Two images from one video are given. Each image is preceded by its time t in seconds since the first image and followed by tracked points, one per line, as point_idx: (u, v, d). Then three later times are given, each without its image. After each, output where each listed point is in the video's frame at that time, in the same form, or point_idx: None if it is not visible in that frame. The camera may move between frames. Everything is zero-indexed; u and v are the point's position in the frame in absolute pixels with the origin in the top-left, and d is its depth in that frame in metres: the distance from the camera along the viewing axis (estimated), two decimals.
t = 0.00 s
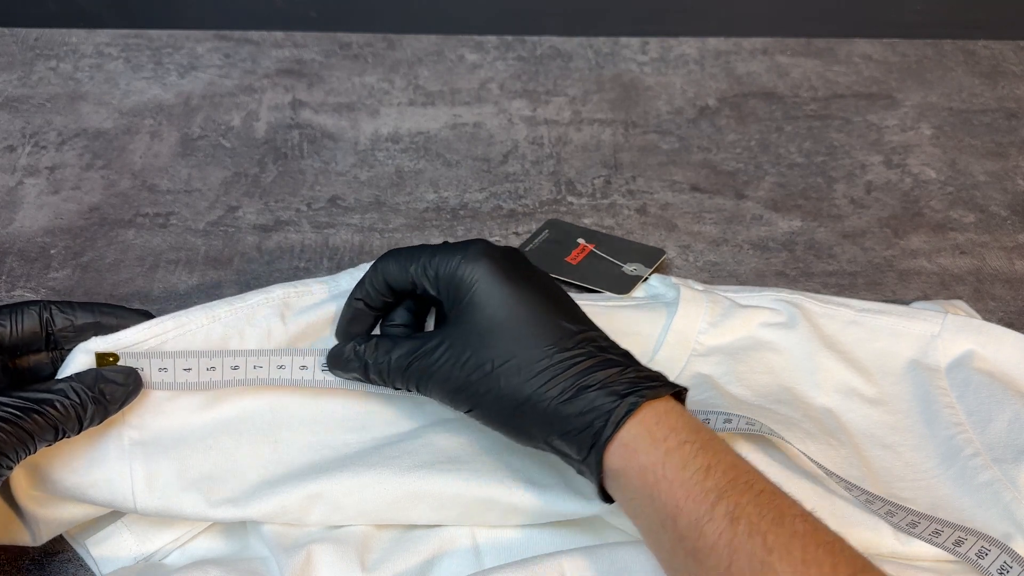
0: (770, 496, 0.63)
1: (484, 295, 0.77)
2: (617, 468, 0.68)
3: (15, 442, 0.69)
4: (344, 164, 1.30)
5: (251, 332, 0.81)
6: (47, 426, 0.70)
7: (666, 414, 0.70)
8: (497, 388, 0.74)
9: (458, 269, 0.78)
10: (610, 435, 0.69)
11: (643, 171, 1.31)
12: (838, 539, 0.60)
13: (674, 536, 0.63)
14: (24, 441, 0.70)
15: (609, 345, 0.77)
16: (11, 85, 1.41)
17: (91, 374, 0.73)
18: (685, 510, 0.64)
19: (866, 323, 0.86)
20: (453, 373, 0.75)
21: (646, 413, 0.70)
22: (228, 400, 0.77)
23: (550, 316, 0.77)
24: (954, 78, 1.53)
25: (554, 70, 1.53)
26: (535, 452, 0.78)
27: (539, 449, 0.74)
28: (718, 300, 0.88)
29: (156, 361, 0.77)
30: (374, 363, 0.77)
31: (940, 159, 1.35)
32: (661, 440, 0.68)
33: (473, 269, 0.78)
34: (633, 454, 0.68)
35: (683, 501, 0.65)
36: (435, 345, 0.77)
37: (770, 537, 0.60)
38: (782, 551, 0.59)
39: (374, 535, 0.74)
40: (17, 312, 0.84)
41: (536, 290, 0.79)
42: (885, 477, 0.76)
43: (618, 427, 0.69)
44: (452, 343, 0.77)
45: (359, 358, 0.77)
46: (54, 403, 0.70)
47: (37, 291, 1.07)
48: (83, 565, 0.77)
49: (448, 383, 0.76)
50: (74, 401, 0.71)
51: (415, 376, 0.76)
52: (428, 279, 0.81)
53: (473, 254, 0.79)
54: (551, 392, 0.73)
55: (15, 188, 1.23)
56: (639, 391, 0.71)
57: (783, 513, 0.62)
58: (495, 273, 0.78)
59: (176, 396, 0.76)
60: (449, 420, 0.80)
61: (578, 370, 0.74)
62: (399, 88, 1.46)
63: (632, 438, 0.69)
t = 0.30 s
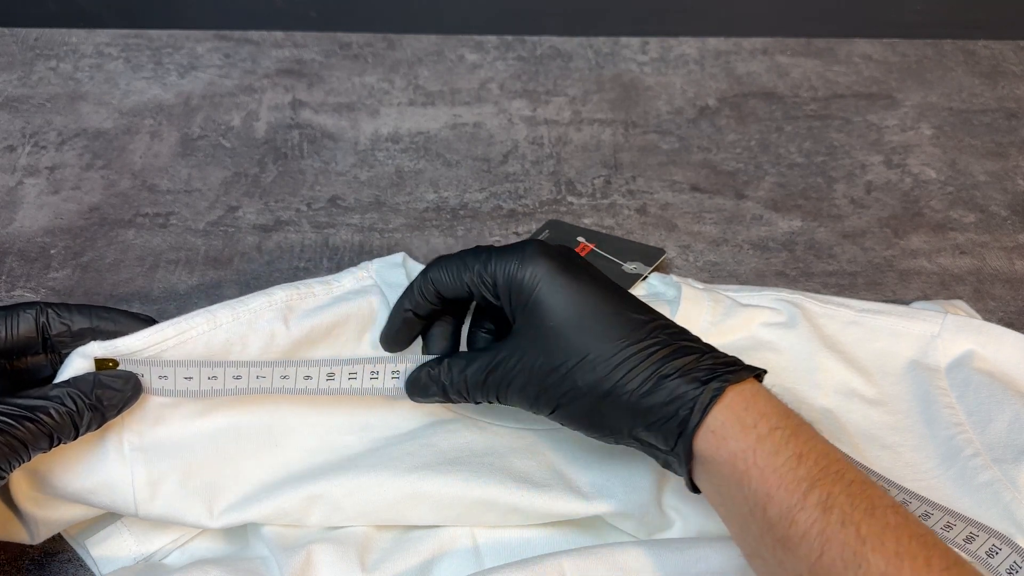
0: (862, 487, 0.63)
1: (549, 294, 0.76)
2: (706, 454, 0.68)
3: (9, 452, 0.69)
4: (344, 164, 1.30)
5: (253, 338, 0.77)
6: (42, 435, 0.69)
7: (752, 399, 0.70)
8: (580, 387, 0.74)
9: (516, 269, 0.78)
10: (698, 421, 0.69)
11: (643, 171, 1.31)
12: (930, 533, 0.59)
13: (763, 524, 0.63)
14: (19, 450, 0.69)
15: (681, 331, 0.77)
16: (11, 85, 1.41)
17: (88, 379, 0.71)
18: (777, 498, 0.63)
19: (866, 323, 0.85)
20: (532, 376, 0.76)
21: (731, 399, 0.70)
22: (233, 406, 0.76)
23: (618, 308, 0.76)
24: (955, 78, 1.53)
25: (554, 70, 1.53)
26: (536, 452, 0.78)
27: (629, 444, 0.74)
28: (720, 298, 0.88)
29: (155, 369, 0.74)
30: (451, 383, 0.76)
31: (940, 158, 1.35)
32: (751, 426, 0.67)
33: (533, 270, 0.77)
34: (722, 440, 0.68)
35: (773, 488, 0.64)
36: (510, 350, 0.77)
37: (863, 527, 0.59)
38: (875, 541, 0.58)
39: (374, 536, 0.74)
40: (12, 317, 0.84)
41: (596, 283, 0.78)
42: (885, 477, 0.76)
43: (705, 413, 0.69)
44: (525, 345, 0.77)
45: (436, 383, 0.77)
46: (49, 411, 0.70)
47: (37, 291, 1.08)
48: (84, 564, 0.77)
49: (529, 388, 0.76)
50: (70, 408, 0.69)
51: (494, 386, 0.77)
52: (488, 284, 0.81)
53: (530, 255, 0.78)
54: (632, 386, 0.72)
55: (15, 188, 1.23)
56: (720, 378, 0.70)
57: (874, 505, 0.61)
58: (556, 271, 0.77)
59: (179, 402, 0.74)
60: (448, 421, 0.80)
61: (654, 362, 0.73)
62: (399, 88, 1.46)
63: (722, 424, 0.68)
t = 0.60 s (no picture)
0: (967, 522, 0.61)
1: (630, 328, 0.74)
2: (805, 486, 0.65)
3: None
4: (344, 164, 1.30)
5: (244, 348, 0.72)
6: (25, 447, 0.64)
7: (851, 426, 0.66)
8: (668, 418, 0.72)
9: (597, 300, 0.75)
10: (794, 454, 0.66)
11: (643, 171, 1.31)
12: None
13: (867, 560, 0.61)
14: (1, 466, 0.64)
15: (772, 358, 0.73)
16: (11, 85, 1.41)
17: (72, 389, 0.66)
18: (884, 533, 0.61)
19: (863, 324, 0.85)
20: (618, 407, 0.73)
21: (829, 430, 0.67)
22: (228, 413, 0.72)
23: (705, 338, 0.73)
24: (955, 78, 1.53)
25: (554, 70, 1.53)
26: (532, 459, 0.77)
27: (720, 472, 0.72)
28: (719, 298, 0.87)
29: (141, 380, 0.69)
30: (537, 403, 0.75)
31: (940, 158, 1.35)
32: (853, 459, 0.64)
33: (614, 303, 0.75)
34: (824, 474, 0.65)
35: (877, 523, 0.62)
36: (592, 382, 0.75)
37: (975, 567, 0.58)
38: None
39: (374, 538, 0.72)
40: None
41: (676, 311, 0.75)
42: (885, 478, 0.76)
43: (802, 445, 0.66)
44: (612, 374, 0.74)
45: (522, 399, 0.76)
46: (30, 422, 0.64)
47: (37, 291, 1.07)
48: (82, 565, 0.76)
49: (614, 418, 0.74)
50: (52, 420, 0.64)
51: (579, 414, 0.75)
52: (570, 324, 0.78)
53: (608, 290, 0.76)
54: (727, 416, 0.69)
55: (14, 188, 1.22)
56: (817, 406, 0.67)
57: (981, 543, 0.60)
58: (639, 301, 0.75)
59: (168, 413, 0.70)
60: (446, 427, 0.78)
61: (746, 392, 0.70)
62: (399, 88, 1.46)
63: (825, 457, 0.65)
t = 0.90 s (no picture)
0: None
1: (732, 345, 0.68)
2: (909, 517, 0.61)
3: None
4: (344, 164, 1.30)
5: (247, 367, 0.63)
6: (11, 472, 0.61)
7: (962, 458, 0.62)
8: (768, 439, 0.67)
9: (700, 315, 0.70)
10: (900, 484, 0.61)
11: (643, 171, 1.31)
12: None
13: None
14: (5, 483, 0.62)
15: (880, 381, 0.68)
16: (11, 85, 1.41)
17: (66, 409, 0.61)
18: (993, 570, 0.58)
19: (861, 325, 0.83)
20: (714, 425, 0.69)
21: (938, 463, 0.62)
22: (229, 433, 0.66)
23: (813, 355, 0.67)
24: (955, 78, 1.53)
25: (554, 70, 1.53)
26: (535, 464, 0.73)
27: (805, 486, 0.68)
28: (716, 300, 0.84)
29: (141, 404, 0.62)
30: (630, 407, 0.72)
31: (940, 159, 1.35)
32: (965, 492, 0.60)
33: (717, 317, 0.70)
34: (931, 506, 0.60)
35: (988, 561, 0.58)
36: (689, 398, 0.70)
37: None
38: None
39: (372, 537, 0.70)
40: None
41: (784, 328, 0.69)
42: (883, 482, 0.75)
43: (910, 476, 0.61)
44: (710, 392, 0.69)
45: (615, 401, 0.72)
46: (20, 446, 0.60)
47: (37, 291, 1.07)
48: (83, 565, 0.76)
49: (710, 435, 0.69)
50: (42, 444, 0.60)
51: (675, 422, 0.71)
52: (668, 334, 0.74)
53: (712, 304, 0.70)
54: (834, 440, 0.64)
55: (15, 188, 1.22)
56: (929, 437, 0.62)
57: None
58: (743, 316, 0.69)
59: (168, 437, 0.64)
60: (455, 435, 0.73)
61: (856, 416, 0.65)
62: (398, 88, 1.46)
63: (933, 488, 0.61)
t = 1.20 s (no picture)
0: None
1: (750, 366, 0.67)
2: (926, 544, 0.60)
3: None
4: (344, 164, 1.30)
5: (254, 394, 0.60)
6: (4, 498, 0.58)
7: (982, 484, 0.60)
8: (782, 464, 0.65)
9: (718, 335, 0.69)
10: (919, 512, 0.59)
11: (643, 171, 1.31)
12: None
13: None
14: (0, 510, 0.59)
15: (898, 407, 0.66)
16: (11, 85, 1.41)
17: (67, 433, 0.58)
18: None
19: (858, 327, 0.83)
20: (728, 446, 0.67)
21: (956, 488, 0.60)
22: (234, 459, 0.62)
23: (831, 379, 0.66)
24: (955, 78, 1.53)
25: (554, 70, 1.53)
26: (535, 471, 0.72)
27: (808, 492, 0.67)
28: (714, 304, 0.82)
29: (143, 427, 0.58)
30: (640, 423, 0.70)
31: (940, 158, 1.35)
32: (983, 520, 0.59)
33: (737, 337, 0.68)
34: (948, 533, 0.59)
35: None
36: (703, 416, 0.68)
37: None
38: None
39: (371, 539, 0.70)
40: None
41: (803, 351, 0.67)
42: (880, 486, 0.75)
43: (928, 506, 0.60)
44: (726, 413, 0.67)
45: (624, 415, 0.71)
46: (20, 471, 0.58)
47: (37, 291, 1.08)
48: (83, 565, 0.76)
49: (723, 455, 0.68)
50: (41, 469, 0.58)
51: (687, 440, 0.69)
52: (682, 350, 0.73)
53: (731, 323, 0.68)
54: (851, 466, 0.63)
55: (15, 188, 1.23)
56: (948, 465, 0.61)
57: None
58: (762, 337, 0.67)
59: (170, 465, 0.59)
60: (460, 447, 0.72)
61: (874, 443, 0.63)
62: (399, 88, 1.46)
63: (950, 516, 0.59)
